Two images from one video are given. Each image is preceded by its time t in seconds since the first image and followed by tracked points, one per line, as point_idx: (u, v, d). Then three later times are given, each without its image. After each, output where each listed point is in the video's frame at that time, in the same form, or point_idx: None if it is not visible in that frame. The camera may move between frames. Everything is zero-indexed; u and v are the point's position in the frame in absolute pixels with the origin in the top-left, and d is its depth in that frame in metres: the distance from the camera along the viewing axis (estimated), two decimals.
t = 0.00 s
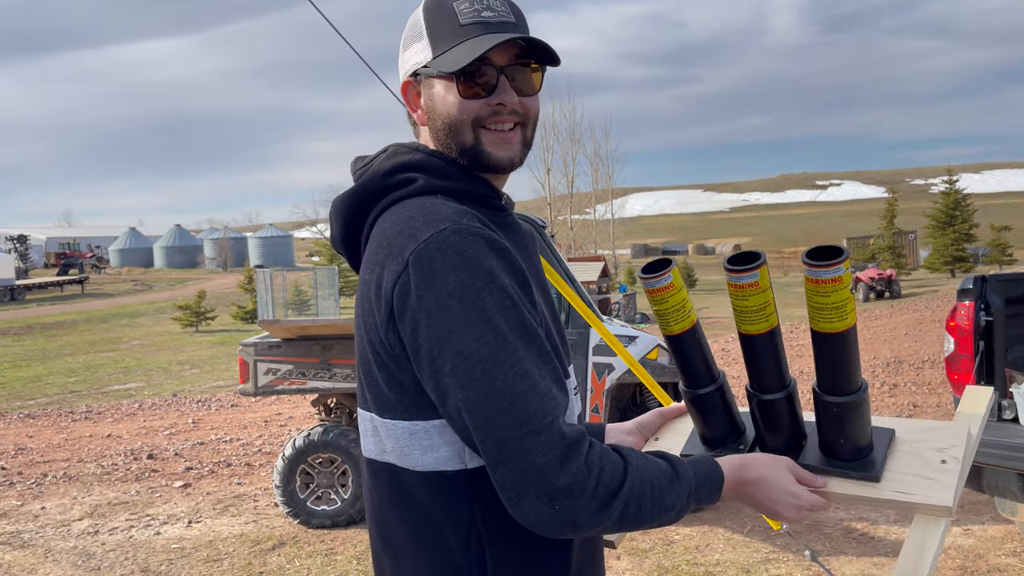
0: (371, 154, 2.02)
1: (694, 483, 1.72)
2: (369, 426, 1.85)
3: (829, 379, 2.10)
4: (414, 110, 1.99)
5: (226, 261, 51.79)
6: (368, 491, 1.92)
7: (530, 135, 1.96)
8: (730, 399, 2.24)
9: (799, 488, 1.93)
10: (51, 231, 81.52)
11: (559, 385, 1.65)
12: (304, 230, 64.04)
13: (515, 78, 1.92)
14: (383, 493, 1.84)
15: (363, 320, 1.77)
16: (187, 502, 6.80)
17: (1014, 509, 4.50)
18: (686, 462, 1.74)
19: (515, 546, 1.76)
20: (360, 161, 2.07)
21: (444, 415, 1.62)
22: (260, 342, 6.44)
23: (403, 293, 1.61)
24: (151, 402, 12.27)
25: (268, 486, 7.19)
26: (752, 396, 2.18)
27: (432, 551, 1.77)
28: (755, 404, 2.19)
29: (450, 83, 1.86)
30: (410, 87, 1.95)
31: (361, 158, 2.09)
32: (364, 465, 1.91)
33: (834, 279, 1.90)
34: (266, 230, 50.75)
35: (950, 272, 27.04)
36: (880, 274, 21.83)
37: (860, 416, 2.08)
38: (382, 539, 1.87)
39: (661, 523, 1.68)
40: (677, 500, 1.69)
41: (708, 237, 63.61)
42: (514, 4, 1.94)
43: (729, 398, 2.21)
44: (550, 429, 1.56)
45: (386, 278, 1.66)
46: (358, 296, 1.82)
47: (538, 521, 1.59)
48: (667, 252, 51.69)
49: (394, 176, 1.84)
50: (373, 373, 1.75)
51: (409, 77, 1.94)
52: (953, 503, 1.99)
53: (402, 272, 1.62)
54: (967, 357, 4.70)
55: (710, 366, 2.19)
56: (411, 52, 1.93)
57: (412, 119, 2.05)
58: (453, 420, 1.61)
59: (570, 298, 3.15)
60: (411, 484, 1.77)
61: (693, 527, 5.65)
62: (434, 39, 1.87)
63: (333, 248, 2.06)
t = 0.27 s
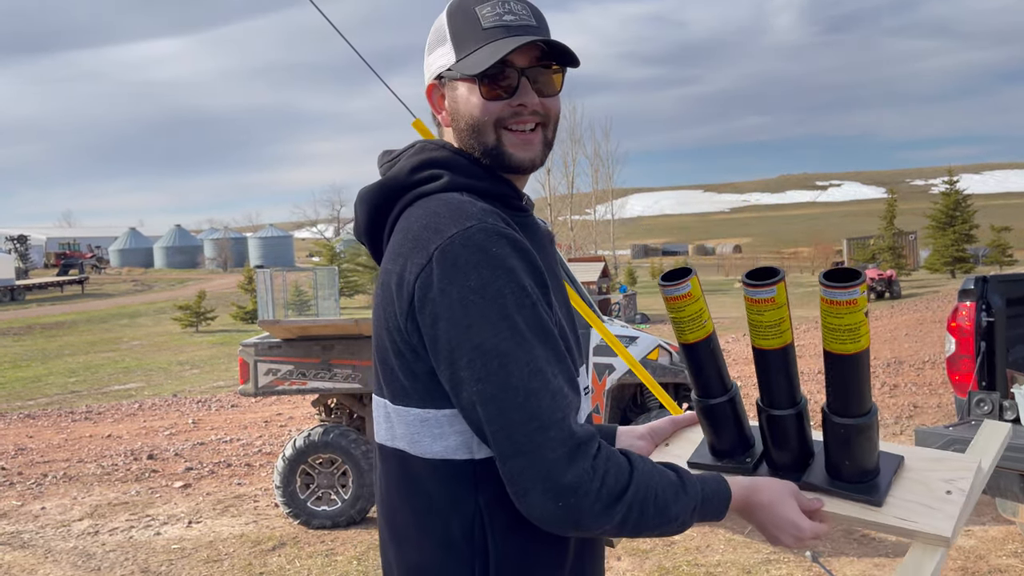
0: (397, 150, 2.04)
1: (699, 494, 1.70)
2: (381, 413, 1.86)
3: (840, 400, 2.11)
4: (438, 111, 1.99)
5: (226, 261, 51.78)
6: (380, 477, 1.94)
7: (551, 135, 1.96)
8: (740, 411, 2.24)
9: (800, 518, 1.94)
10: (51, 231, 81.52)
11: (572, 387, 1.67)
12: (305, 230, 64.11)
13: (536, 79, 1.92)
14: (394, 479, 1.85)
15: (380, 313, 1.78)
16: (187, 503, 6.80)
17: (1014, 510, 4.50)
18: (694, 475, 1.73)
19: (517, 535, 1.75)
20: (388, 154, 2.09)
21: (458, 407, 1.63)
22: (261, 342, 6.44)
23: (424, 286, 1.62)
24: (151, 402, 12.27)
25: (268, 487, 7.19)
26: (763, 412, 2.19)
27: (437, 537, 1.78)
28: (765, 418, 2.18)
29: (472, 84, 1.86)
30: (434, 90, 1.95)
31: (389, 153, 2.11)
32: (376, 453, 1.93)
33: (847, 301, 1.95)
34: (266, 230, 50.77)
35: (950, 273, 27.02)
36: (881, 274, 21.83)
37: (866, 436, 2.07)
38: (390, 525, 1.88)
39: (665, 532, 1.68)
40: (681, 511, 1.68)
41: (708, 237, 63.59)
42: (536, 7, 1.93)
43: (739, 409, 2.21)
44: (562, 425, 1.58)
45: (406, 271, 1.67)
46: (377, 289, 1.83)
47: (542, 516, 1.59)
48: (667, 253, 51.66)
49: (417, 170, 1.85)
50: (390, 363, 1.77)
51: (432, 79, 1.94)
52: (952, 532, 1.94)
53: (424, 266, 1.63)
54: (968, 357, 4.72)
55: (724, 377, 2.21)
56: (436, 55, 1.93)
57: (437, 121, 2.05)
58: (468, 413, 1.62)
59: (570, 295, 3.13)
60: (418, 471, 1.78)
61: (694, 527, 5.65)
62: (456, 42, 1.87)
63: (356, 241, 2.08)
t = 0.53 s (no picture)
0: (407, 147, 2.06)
1: (678, 453, 1.67)
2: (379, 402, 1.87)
3: (809, 308, 2.06)
4: (445, 110, 1.98)
5: (225, 262, 51.77)
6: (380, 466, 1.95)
7: (554, 137, 1.94)
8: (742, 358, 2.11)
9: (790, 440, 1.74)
10: (50, 232, 81.48)
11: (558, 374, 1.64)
12: (304, 231, 64.10)
13: (542, 80, 1.90)
14: (387, 466, 1.85)
15: (375, 300, 1.79)
16: (186, 504, 6.79)
17: (1015, 511, 4.49)
18: (667, 430, 1.70)
19: (502, 524, 1.72)
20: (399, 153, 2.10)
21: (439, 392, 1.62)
22: (259, 343, 6.41)
23: (408, 273, 1.62)
24: (150, 403, 12.26)
25: (267, 488, 7.18)
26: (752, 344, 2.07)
27: (423, 525, 1.76)
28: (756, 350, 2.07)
29: (477, 84, 1.85)
30: (441, 88, 1.95)
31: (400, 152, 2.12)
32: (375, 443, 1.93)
33: (773, 199, 1.93)
34: (265, 231, 50.78)
35: (949, 275, 27.04)
36: (879, 275, 21.85)
37: (836, 331, 2.01)
38: (386, 514, 1.88)
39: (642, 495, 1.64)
40: (660, 473, 1.65)
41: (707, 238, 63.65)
42: (546, 9, 1.89)
43: (739, 355, 2.09)
44: (537, 408, 1.55)
45: (394, 258, 1.68)
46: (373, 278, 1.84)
47: (517, 500, 1.57)
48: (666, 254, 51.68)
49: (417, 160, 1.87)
50: (384, 350, 1.77)
51: (440, 79, 1.93)
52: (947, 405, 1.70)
53: (409, 252, 1.63)
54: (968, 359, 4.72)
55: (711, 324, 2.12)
56: (443, 55, 1.92)
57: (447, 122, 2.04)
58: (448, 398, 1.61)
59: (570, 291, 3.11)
60: (407, 457, 1.77)
61: (693, 528, 5.65)
62: (464, 43, 1.85)
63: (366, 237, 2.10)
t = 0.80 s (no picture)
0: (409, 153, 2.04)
1: (679, 464, 1.59)
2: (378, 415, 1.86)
3: (792, 318, 1.99)
4: (443, 111, 1.96)
5: (221, 264, 51.71)
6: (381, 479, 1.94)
7: (556, 142, 1.92)
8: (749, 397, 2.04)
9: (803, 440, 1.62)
10: (46, 234, 81.34)
11: (549, 387, 1.57)
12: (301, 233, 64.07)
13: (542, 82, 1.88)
14: (385, 481, 1.84)
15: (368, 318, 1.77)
16: (183, 507, 6.77)
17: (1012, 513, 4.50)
18: (670, 443, 1.61)
19: (494, 544, 1.69)
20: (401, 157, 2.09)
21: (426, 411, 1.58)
22: (257, 345, 6.41)
23: (391, 290, 1.59)
24: (147, 406, 12.24)
25: (264, 490, 7.17)
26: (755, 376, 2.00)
27: (420, 542, 1.75)
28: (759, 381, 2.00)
29: (473, 85, 1.82)
30: (439, 88, 1.93)
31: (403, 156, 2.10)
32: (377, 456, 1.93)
33: (725, 216, 1.95)
34: (261, 233, 50.76)
35: (945, 277, 27.08)
36: (876, 278, 21.89)
37: (824, 328, 1.94)
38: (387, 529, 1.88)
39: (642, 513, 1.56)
40: (659, 487, 1.57)
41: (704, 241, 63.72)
42: (549, 9, 1.87)
43: (743, 393, 2.04)
44: (524, 426, 1.49)
45: (381, 275, 1.65)
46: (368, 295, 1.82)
47: (509, 523, 1.51)
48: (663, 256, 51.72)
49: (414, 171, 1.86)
50: (378, 368, 1.75)
51: (437, 78, 1.91)
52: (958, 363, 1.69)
53: (393, 269, 1.60)
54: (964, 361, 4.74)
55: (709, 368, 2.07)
56: (442, 54, 1.91)
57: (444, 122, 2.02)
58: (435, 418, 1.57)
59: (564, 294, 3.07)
60: (402, 475, 1.76)
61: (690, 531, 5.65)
62: (462, 42, 1.83)
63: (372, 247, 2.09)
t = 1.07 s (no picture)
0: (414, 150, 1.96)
1: (698, 507, 1.55)
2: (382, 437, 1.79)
3: (809, 344, 2.00)
4: (451, 103, 1.87)
5: (215, 267, 51.61)
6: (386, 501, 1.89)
7: (575, 135, 1.82)
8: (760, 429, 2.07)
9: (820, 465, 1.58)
10: (38, 236, 81.08)
11: (561, 416, 1.50)
12: (295, 235, 64.02)
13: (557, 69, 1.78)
14: (390, 507, 1.78)
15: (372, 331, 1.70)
16: (177, 510, 6.75)
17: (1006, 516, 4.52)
18: (682, 477, 1.58)
19: None
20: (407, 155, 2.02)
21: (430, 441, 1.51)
22: (251, 348, 6.39)
23: (393, 310, 1.52)
24: (140, 408, 12.21)
25: (258, 494, 7.15)
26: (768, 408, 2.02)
27: None
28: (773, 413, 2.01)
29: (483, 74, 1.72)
30: (445, 78, 1.83)
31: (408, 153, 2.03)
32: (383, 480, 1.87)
33: (744, 237, 1.96)
34: (255, 235, 50.72)
35: (937, 279, 27.19)
36: (869, 280, 21.97)
37: (842, 354, 1.96)
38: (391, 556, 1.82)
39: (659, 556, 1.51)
40: (676, 529, 1.52)
41: (698, 243, 63.86)
42: None
43: (754, 426, 2.06)
44: (534, 465, 1.43)
45: (382, 291, 1.58)
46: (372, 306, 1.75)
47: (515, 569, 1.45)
48: (656, 259, 51.82)
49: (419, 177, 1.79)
50: (381, 384, 1.68)
51: (445, 67, 1.81)
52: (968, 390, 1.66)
53: (394, 288, 1.53)
54: (959, 364, 4.76)
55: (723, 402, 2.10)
56: (448, 39, 1.81)
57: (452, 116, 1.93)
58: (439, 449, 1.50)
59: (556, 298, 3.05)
60: (406, 505, 1.70)
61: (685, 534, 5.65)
62: (471, 25, 1.74)
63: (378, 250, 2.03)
